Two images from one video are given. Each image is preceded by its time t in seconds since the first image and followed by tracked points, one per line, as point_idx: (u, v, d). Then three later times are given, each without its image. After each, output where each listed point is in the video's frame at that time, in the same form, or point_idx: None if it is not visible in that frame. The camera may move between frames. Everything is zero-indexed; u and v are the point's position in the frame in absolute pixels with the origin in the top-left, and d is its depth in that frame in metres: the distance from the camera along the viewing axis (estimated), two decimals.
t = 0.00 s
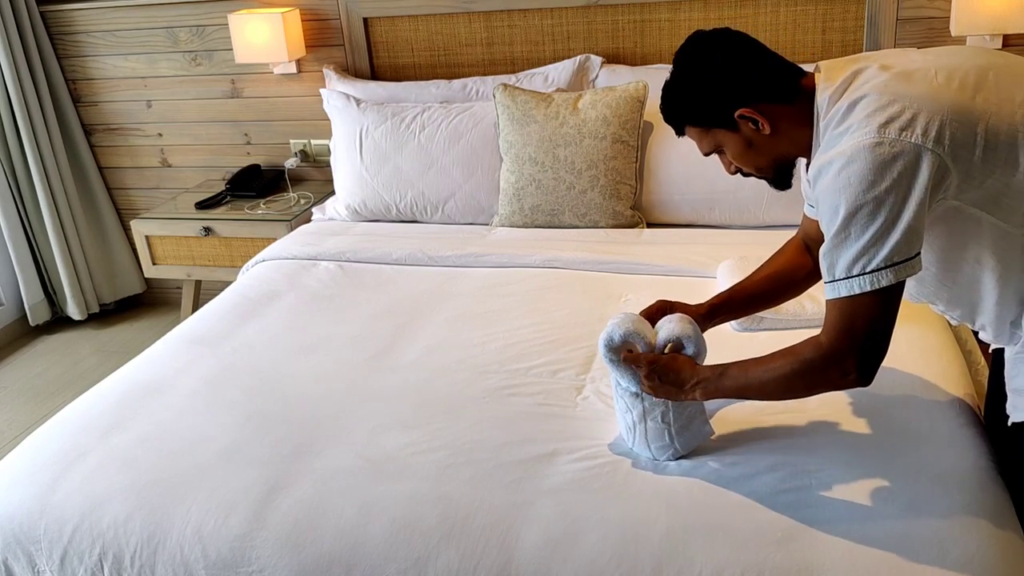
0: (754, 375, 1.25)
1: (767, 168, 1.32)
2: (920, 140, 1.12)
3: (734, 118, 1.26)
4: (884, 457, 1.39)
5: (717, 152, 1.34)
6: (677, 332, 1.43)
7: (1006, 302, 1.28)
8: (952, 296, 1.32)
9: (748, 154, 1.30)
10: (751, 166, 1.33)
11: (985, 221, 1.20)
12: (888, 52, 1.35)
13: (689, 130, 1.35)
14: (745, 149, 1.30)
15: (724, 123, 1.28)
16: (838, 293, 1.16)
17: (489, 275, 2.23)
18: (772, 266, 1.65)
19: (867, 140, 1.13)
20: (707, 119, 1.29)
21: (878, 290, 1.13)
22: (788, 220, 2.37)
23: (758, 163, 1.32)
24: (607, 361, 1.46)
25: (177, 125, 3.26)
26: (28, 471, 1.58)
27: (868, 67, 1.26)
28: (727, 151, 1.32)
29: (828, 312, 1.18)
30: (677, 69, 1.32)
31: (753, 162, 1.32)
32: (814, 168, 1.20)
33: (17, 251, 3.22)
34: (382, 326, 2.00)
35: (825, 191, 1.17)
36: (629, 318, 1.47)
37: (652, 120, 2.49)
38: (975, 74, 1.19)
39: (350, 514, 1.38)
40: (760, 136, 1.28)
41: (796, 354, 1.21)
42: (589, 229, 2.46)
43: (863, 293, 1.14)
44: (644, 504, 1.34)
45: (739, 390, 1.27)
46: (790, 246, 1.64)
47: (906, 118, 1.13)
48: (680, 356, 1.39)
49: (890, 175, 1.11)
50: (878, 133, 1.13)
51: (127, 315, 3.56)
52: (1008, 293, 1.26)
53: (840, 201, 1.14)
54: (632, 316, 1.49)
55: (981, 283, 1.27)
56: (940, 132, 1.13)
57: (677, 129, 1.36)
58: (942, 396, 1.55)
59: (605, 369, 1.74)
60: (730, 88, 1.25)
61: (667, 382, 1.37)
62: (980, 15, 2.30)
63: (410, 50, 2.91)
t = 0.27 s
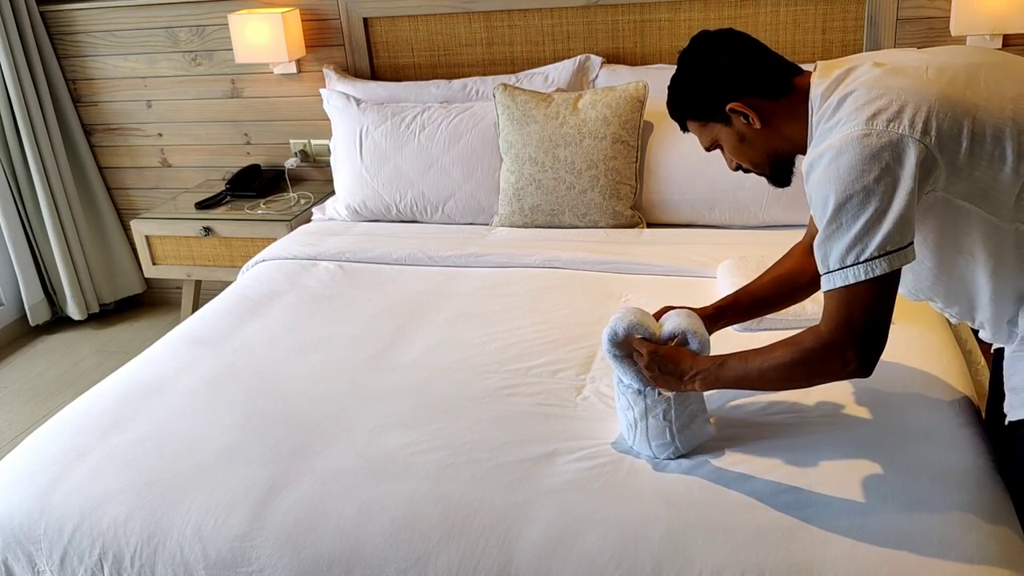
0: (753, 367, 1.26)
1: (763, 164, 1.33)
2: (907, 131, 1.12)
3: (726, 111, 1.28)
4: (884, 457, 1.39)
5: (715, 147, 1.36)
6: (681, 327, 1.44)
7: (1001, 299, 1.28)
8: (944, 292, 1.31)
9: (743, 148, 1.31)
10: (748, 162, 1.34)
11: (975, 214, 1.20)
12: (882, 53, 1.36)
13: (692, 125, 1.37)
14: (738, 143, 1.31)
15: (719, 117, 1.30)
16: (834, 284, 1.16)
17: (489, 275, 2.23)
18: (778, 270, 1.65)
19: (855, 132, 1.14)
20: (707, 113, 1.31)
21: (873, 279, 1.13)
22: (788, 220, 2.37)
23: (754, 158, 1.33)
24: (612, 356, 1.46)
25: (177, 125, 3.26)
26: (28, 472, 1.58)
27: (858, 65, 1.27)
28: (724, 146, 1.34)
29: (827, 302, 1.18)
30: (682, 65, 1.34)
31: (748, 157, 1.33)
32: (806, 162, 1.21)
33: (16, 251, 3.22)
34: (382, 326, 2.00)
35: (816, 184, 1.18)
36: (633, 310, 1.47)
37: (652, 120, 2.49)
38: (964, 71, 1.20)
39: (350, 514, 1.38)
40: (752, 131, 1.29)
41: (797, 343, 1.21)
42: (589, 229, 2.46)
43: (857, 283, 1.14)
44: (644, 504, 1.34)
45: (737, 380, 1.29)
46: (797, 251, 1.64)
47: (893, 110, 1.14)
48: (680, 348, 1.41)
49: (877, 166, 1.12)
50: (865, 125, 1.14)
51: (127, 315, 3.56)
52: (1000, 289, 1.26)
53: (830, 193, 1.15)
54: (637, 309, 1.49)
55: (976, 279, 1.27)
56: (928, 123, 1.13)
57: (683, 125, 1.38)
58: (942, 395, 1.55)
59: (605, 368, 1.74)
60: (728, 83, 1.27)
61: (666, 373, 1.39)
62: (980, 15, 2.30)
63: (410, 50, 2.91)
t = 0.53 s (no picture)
0: (754, 360, 1.26)
1: (761, 163, 1.33)
2: (900, 125, 1.13)
3: (724, 109, 1.28)
4: (884, 457, 1.39)
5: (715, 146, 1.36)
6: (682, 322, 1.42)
7: (998, 296, 1.28)
8: (939, 289, 1.31)
9: (740, 146, 1.31)
10: (747, 161, 1.33)
11: (969, 211, 1.20)
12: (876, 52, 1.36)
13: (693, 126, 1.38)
14: (735, 141, 1.31)
15: (718, 115, 1.30)
16: (834, 280, 1.16)
17: (489, 275, 2.23)
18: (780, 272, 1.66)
19: (848, 128, 1.14)
20: (706, 113, 1.31)
21: (873, 272, 1.13)
22: (788, 220, 2.37)
23: (752, 158, 1.32)
24: (610, 359, 1.46)
25: (177, 125, 3.26)
26: (28, 472, 1.58)
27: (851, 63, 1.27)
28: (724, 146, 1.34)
29: (830, 297, 1.18)
30: (684, 67, 1.35)
31: (746, 156, 1.32)
32: (802, 159, 1.21)
33: (16, 251, 3.22)
34: (381, 326, 2.00)
35: (812, 181, 1.18)
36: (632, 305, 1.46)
37: (652, 120, 2.49)
38: (957, 68, 1.20)
39: (351, 514, 1.38)
40: (748, 129, 1.29)
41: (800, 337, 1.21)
42: (589, 229, 2.46)
43: (858, 276, 1.14)
44: (644, 504, 1.34)
45: (743, 369, 1.28)
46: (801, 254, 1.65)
47: (885, 105, 1.14)
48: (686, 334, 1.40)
49: (871, 161, 1.12)
50: (858, 120, 1.14)
51: (128, 315, 3.56)
52: (994, 286, 1.26)
53: (826, 188, 1.15)
54: (637, 303, 1.48)
55: (973, 276, 1.26)
56: (920, 118, 1.14)
57: (685, 126, 1.38)
58: (942, 395, 1.55)
59: (605, 369, 1.74)
60: (727, 82, 1.28)
61: (670, 359, 1.37)
62: (980, 15, 2.30)
63: (410, 50, 2.91)
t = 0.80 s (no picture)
0: (753, 360, 1.26)
1: (759, 163, 1.33)
2: (896, 125, 1.13)
3: (723, 108, 1.28)
4: (884, 457, 1.39)
5: (715, 147, 1.36)
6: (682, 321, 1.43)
7: (996, 296, 1.28)
8: (936, 288, 1.31)
9: (738, 146, 1.31)
10: (745, 161, 1.33)
11: (966, 210, 1.20)
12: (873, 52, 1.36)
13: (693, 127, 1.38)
14: (733, 141, 1.31)
15: (717, 115, 1.30)
16: (832, 279, 1.17)
17: (489, 275, 2.23)
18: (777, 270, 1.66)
19: (845, 128, 1.14)
20: (705, 113, 1.31)
21: (871, 272, 1.13)
22: (788, 220, 2.37)
23: (750, 158, 1.32)
24: (611, 357, 1.47)
25: (177, 125, 3.26)
26: (27, 472, 1.58)
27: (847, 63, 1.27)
28: (723, 146, 1.34)
29: (830, 295, 1.18)
30: (684, 67, 1.35)
31: (744, 155, 1.32)
32: (799, 159, 1.21)
33: (16, 251, 3.22)
34: (382, 325, 2.00)
35: (810, 180, 1.18)
36: (634, 305, 1.47)
37: (652, 120, 2.49)
38: (953, 67, 1.20)
39: (351, 514, 1.38)
40: (746, 128, 1.29)
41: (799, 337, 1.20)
42: (589, 229, 2.46)
43: (856, 276, 1.14)
44: (644, 504, 1.34)
45: (741, 370, 1.28)
46: (798, 253, 1.65)
47: (881, 105, 1.14)
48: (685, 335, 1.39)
49: (867, 161, 1.12)
50: (854, 120, 1.14)
51: (128, 315, 3.56)
52: (991, 285, 1.26)
53: (823, 188, 1.15)
54: (638, 303, 1.49)
55: (970, 275, 1.27)
56: (916, 117, 1.14)
57: (685, 127, 1.38)
58: (942, 395, 1.55)
59: (605, 369, 1.74)
60: (727, 82, 1.28)
61: (672, 361, 1.36)
62: (981, 15, 2.30)
63: (410, 50, 2.91)
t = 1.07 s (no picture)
0: (756, 361, 1.26)
1: (758, 164, 1.33)
2: (897, 126, 1.13)
3: (723, 108, 1.28)
4: (884, 457, 1.39)
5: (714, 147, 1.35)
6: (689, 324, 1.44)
7: (996, 297, 1.28)
8: (937, 289, 1.31)
9: (738, 146, 1.31)
10: (744, 162, 1.33)
11: (967, 211, 1.19)
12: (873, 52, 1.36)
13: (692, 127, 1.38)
14: (733, 141, 1.31)
15: (716, 115, 1.30)
16: (836, 280, 1.17)
17: (489, 275, 2.23)
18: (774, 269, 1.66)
19: (846, 129, 1.14)
20: (705, 113, 1.31)
21: (875, 273, 1.13)
22: (788, 220, 2.37)
23: (748, 158, 1.32)
24: (614, 357, 1.46)
25: (177, 125, 3.26)
26: (27, 472, 1.58)
27: (847, 63, 1.27)
28: (722, 146, 1.34)
29: (834, 296, 1.18)
30: (684, 67, 1.35)
31: (743, 156, 1.32)
32: (800, 162, 1.21)
33: (16, 251, 3.22)
34: (381, 325, 2.00)
35: (812, 183, 1.18)
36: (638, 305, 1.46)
37: (652, 120, 2.49)
38: (954, 68, 1.20)
39: (351, 514, 1.38)
40: (746, 128, 1.29)
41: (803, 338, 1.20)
42: (589, 229, 2.46)
43: (860, 277, 1.14)
44: (644, 504, 1.34)
45: (743, 371, 1.28)
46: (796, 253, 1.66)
47: (882, 106, 1.14)
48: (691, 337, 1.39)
49: (869, 162, 1.13)
50: (856, 121, 1.14)
51: (128, 315, 3.56)
52: (992, 286, 1.26)
53: (826, 190, 1.15)
54: (641, 301, 1.48)
55: (971, 276, 1.27)
56: (917, 118, 1.14)
57: (685, 127, 1.38)
58: (942, 395, 1.55)
59: (605, 369, 1.74)
60: (728, 82, 1.28)
61: (673, 362, 1.37)
62: (981, 16, 2.30)
63: (410, 50, 2.91)
